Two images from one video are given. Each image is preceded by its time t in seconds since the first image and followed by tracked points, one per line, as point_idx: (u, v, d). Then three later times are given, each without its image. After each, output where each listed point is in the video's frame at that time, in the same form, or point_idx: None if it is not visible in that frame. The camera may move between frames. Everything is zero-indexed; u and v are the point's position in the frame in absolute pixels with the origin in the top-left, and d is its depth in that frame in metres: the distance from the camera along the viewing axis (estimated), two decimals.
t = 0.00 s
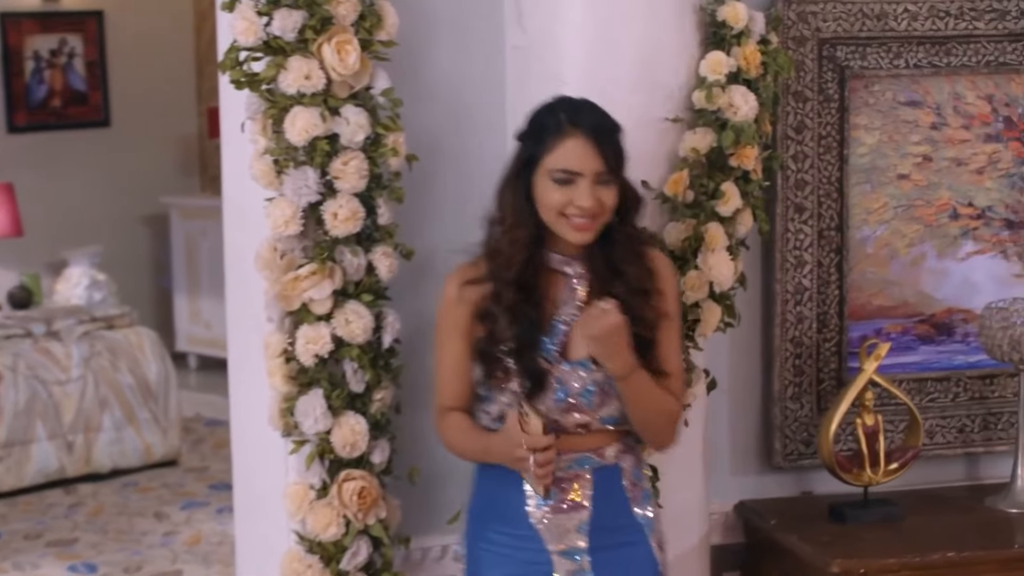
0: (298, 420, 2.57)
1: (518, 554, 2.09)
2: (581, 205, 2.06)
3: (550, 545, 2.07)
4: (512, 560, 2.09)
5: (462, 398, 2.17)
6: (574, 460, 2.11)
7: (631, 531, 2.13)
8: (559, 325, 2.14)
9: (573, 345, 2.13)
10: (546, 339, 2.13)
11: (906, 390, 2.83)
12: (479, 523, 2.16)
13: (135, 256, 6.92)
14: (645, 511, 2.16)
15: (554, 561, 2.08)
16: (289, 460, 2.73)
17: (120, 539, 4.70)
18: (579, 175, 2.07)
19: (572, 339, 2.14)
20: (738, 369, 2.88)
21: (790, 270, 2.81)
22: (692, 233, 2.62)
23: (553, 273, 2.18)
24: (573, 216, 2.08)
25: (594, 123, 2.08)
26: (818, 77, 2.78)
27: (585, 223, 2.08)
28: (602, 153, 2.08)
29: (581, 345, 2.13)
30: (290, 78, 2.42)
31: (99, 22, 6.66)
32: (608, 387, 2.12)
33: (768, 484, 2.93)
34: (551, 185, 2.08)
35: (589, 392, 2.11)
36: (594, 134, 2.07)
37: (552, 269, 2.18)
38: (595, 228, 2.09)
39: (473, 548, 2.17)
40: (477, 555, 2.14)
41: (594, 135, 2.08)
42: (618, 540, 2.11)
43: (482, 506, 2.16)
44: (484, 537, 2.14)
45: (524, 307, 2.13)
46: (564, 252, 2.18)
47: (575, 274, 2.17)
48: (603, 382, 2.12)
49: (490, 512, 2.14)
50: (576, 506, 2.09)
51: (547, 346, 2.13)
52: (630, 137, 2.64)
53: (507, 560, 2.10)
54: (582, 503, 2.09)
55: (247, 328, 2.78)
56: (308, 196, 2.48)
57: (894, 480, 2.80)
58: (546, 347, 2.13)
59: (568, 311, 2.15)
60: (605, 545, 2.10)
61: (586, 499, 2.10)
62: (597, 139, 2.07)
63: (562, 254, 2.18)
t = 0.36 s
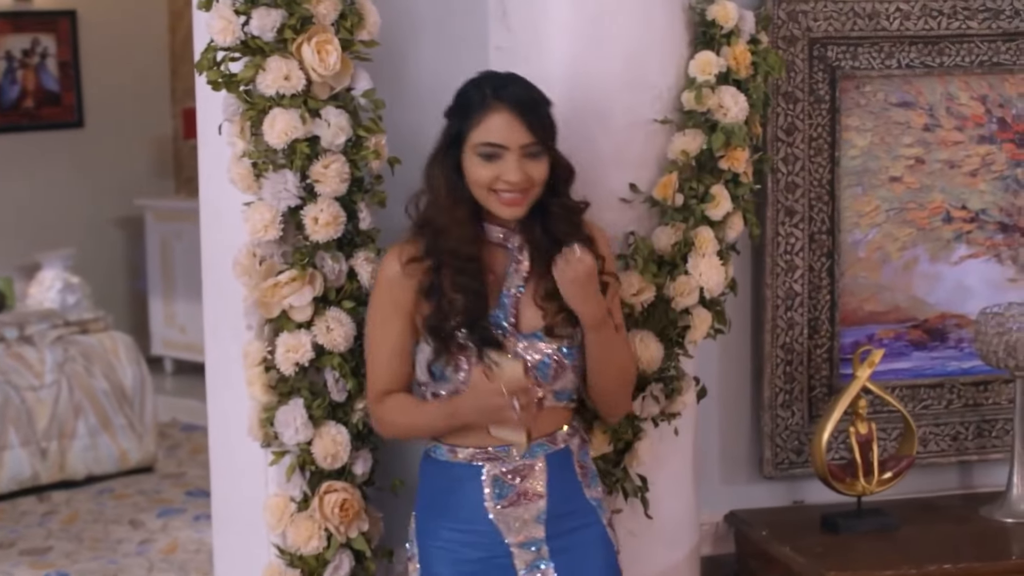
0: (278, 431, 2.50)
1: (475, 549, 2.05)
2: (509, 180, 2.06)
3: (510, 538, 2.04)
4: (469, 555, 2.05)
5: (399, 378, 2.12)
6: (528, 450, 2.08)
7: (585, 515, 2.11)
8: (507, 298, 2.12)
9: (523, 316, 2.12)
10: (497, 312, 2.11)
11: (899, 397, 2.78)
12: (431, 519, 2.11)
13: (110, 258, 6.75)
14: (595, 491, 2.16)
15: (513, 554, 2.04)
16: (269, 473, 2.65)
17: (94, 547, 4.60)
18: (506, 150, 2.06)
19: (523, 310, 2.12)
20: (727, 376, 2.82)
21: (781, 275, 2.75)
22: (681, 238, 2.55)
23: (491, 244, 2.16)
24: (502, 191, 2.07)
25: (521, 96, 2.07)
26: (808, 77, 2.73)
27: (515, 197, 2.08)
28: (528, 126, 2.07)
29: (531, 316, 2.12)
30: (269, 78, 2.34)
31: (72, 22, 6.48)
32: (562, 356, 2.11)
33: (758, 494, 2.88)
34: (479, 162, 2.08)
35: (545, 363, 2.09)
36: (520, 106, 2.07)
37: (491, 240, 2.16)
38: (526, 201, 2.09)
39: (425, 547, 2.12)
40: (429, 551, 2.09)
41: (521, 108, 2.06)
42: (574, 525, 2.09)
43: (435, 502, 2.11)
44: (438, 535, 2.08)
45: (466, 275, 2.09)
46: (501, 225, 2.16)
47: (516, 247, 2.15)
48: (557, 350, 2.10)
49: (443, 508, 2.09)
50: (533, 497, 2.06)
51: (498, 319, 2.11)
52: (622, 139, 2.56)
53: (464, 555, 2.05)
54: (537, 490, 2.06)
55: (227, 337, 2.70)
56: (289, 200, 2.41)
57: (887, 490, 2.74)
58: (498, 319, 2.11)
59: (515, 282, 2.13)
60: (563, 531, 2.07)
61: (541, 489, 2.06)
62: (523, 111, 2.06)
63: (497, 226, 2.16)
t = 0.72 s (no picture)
0: (270, 440, 2.42)
1: (470, 560, 1.99)
2: (498, 174, 1.98)
3: (503, 549, 1.98)
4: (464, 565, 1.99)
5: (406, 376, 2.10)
6: (522, 458, 2.02)
7: (585, 533, 2.02)
8: (507, 297, 2.05)
9: (519, 319, 2.06)
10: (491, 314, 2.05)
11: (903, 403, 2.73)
12: (430, 526, 2.06)
13: (99, 261, 6.67)
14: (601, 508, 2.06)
15: (508, 566, 1.98)
16: (261, 481, 2.58)
17: (81, 554, 4.53)
18: (494, 143, 1.99)
19: (519, 310, 2.06)
20: (729, 382, 2.77)
21: (783, 278, 2.70)
22: (683, 241, 2.49)
23: (493, 239, 2.10)
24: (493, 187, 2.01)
25: (511, 89, 2.00)
26: (811, 76, 2.67)
27: (506, 193, 2.01)
28: (518, 119, 1.99)
29: (527, 319, 2.06)
30: (261, 78, 2.27)
31: (59, 21, 6.40)
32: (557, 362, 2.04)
33: (760, 501, 2.82)
34: (470, 156, 2.02)
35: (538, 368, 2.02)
36: (510, 100, 1.99)
37: (492, 236, 2.10)
38: (520, 196, 2.02)
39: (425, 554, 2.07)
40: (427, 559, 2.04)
41: (510, 102, 1.99)
42: (571, 541, 2.00)
43: (434, 509, 2.06)
44: (438, 542, 2.03)
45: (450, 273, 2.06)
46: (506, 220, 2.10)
47: (516, 244, 2.08)
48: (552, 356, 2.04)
49: (442, 515, 2.04)
50: (527, 507, 1.99)
51: (493, 321, 2.04)
52: (621, 140, 2.50)
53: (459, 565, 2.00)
54: (531, 502, 1.99)
55: (218, 343, 2.64)
56: (280, 203, 2.34)
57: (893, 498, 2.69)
58: (493, 322, 2.04)
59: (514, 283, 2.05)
60: (560, 546, 1.99)
61: (535, 500, 1.99)
62: (512, 105, 1.99)
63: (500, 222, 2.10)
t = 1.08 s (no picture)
0: (248, 447, 2.35)
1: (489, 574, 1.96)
2: (514, 191, 1.93)
3: (524, 564, 1.94)
4: None
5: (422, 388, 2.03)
6: (545, 471, 1.97)
7: (607, 549, 1.99)
8: (531, 295, 2.03)
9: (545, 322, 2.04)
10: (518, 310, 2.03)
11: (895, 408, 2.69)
12: (446, 538, 2.02)
13: (73, 261, 6.56)
14: (623, 524, 2.03)
15: None
16: (240, 490, 2.51)
17: (55, 560, 4.44)
18: (510, 159, 1.93)
19: (544, 314, 2.04)
20: (717, 386, 2.71)
21: (773, 280, 2.64)
22: (672, 243, 2.43)
23: (518, 243, 2.08)
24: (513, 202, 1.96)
25: (530, 104, 1.92)
26: (801, 74, 2.62)
27: (524, 208, 1.96)
28: (536, 135, 1.92)
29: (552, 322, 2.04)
30: (239, 77, 2.19)
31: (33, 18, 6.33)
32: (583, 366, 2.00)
33: (749, 507, 2.77)
34: (489, 168, 1.96)
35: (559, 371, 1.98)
36: (526, 117, 1.92)
37: (518, 241, 2.08)
38: (536, 211, 1.97)
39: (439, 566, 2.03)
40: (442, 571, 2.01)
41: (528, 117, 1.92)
42: (594, 557, 1.97)
43: (451, 521, 2.02)
44: (454, 556, 2.00)
45: (485, 272, 2.04)
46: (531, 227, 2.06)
47: (541, 249, 2.06)
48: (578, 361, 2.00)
49: (459, 528, 2.00)
50: (550, 522, 1.95)
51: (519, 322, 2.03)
52: (608, 139, 2.45)
53: None
54: (554, 518, 1.95)
55: (195, 348, 2.57)
56: (259, 204, 2.27)
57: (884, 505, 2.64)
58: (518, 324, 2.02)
59: (537, 287, 2.04)
60: (581, 562, 1.96)
61: (558, 515, 1.96)
62: (529, 121, 1.92)
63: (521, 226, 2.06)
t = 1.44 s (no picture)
0: (226, 454, 2.28)
1: None
2: (502, 199, 1.89)
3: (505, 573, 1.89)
4: None
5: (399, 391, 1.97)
6: (526, 479, 1.92)
7: (590, 557, 1.93)
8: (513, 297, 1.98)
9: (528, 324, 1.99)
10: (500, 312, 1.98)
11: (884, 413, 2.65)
12: (425, 546, 1.97)
13: (45, 262, 6.46)
14: (607, 532, 1.98)
15: None
16: (217, 498, 2.45)
17: (27, 566, 4.36)
18: (496, 166, 1.88)
19: (527, 315, 1.99)
20: (704, 391, 2.67)
21: (761, 283, 2.59)
22: (659, 245, 2.37)
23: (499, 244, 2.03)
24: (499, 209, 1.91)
25: (515, 109, 1.87)
26: (789, 73, 2.57)
27: (509, 214, 1.92)
28: (522, 142, 1.87)
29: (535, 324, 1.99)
30: (215, 75, 2.13)
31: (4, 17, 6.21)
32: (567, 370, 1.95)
33: (737, 514, 2.73)
34: (473, 173, 1.91)
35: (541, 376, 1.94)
36: (510, 121, 1.86)
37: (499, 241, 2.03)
38: (522, 216, 1.93)
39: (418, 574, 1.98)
40: None
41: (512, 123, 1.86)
42: (576, 566, 1.92)
43: (431, 528, 1.97)
44: (433, 564, 1.94)
45: (464, 277, 1.98)
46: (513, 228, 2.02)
47: (524, 249, 2.01)
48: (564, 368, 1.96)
49: (438, 535, 1.95)
50: (531, 530, 1.90)
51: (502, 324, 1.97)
52: (593, 140, 2.40)
53: None
54: (535, 526, 1.90)
55: (171, 354, 2.50)
56: (237, 207, 2.21)
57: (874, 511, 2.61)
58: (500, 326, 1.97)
59: (519, 288, 1.99)
60: (564, 571, 1.91)
61: (540, 524, 1.91)
62: (515, 129, 1.86)
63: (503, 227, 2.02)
